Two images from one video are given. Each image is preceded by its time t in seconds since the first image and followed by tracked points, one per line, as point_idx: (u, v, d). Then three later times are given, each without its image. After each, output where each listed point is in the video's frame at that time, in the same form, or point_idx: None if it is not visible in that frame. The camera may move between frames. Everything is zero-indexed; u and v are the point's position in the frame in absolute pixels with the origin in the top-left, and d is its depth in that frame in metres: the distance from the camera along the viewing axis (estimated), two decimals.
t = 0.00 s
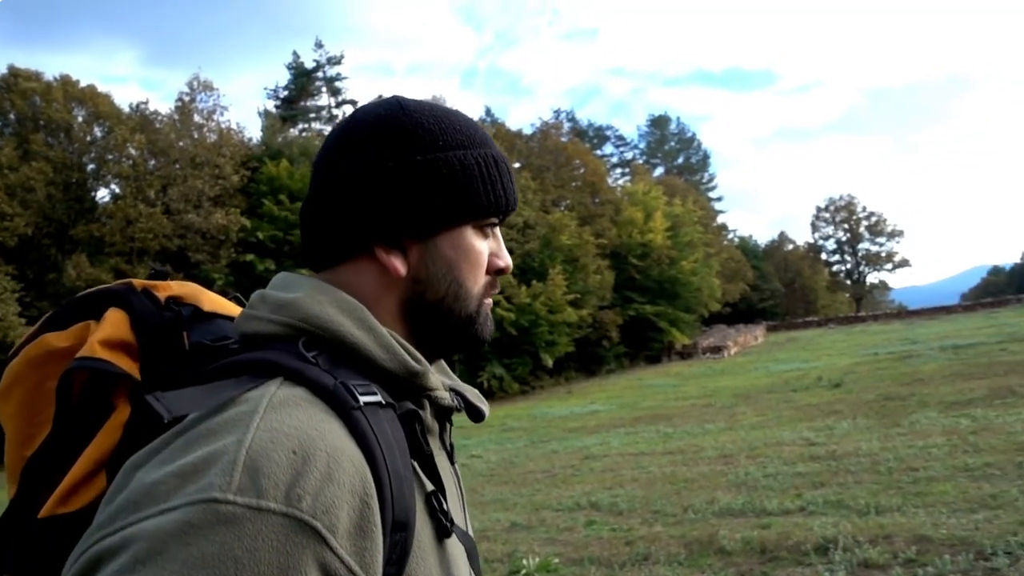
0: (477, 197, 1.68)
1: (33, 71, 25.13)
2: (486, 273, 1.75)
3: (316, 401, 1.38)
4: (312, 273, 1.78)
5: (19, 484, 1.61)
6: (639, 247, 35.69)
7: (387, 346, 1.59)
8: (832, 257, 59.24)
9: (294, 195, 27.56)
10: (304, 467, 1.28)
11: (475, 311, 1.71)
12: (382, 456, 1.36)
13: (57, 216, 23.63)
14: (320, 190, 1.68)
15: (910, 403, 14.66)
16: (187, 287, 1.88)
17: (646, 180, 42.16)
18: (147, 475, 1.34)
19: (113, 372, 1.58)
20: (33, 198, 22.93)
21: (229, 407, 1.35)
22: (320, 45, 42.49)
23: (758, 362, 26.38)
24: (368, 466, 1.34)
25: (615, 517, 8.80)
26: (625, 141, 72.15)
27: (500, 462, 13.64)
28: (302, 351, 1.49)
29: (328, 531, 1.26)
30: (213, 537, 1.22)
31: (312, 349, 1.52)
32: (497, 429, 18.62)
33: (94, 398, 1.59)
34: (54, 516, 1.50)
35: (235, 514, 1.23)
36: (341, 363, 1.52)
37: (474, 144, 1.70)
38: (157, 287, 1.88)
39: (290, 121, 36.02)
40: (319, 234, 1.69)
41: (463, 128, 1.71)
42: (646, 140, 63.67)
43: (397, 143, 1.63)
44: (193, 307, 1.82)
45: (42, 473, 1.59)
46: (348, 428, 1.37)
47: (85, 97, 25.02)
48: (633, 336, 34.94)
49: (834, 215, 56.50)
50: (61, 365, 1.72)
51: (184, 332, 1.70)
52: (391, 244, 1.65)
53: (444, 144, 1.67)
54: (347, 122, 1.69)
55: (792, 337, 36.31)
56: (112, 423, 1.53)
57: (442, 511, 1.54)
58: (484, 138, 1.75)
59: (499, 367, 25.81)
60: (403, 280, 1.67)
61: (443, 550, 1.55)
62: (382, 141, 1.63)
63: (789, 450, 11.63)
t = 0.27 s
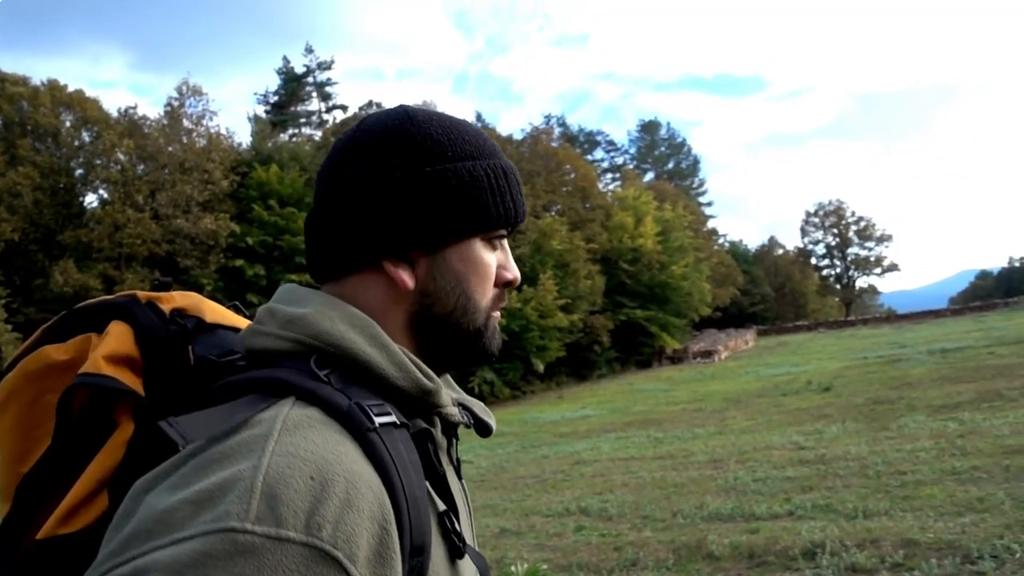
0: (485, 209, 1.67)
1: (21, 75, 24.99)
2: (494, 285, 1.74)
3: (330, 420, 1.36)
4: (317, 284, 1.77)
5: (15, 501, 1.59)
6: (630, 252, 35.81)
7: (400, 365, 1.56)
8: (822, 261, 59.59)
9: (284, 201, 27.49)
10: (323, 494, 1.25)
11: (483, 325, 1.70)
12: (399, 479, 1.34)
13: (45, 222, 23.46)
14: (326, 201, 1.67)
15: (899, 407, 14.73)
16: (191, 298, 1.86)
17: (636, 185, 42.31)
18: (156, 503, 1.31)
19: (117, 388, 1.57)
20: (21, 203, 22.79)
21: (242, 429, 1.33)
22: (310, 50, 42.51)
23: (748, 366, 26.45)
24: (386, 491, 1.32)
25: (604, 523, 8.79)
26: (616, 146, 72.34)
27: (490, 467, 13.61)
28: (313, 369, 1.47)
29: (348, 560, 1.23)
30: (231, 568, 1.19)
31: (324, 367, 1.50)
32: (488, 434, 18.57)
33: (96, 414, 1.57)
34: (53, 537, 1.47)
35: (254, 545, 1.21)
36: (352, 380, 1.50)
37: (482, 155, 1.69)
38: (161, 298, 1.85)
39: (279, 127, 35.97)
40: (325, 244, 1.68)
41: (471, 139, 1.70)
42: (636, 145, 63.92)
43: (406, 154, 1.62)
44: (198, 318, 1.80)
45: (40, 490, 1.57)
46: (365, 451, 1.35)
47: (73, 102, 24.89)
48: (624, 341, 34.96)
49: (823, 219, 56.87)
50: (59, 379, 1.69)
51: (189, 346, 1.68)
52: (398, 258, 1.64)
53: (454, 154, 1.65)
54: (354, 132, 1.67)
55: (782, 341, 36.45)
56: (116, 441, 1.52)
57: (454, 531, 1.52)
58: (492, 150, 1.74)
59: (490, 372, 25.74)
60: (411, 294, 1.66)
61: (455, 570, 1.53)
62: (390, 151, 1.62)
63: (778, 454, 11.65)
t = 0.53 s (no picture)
0: (500, 218, 1.66)
1: (11, 80, 24.86)
2: (507, 295, 1.73)
3: (349, 439, 1.35)
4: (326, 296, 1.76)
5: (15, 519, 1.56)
6: (622, 257, 35.91)
7: (417, 380, 1.55)
8: (814, 266, 59.86)
9: (276, 206, 27.55)
10: (348, 517, 1.24)
11: (496, 337, 1.69)
12: (421, 498, 1.33)
13: (35, 227, 23.32)
14: (337, 209, 1.66)
15: (890, 411, 14.79)
16: (197, 309, 1.83)
17: (629, 191, 42.42)
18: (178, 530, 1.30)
19: (126, 404, 1.54)
20: (10, 208, 22.65)
21: (260, 451, 1.32)
22: (303, 55, 42.52)
23: (740, 371, 26.52)
24: (409, 513, 1.31)
25: (595, 528, 8.79)
26: (608, 151, 72.54)
27: (483, 473, 13.58)
28: (330, 386, 1.45)
29: None
30: None
31: (341, 383, 1.48)
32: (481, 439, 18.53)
33: (102, 431, 1.54)
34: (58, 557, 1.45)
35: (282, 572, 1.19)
36: (369, 396, 1.49)
37: (496, 163, 1.68)
38: (169, 310, 1.82)
39: (272, 132, 35.93)
40: (336, 253, 1.67)
41: (485, 147, 1.69)
42: (629, 150, 64.16)
43: (419, 163, 1.61)
44: (206, 330, 1.78)
45: (42, 510, 1.54)
46: (387, 473, 1.33)
47: (64, 107, 24.74)
48: (617, 346, 34.99)
49: (815, 224, 57.16)
50: (63, 395, 1.66)
51: (199, 359, 1.66)
52: (412, 268, 1.63)
53: (468, 163, 1.65)
54: (366, 140, 1.67)
55: (774, 346, 36.58)
56: (123, 460, 1.51)
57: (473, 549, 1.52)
58: (506, 157, 1.72)
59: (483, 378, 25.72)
60: (423, 305, 1.65)
61: None
62: (403, 160, 1.61)
63: (770, 459, 11.67)
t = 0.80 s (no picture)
0: (519, 223, 1.65)
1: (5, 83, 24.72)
2: (523, 300, 1.72)
3: (373, 452, 1.34)
4: (338, 301, 1.76)
5: (22, 534, 1.55)
6: (617, 262, 35.91)
7: (437, 391, 1.54)
8: (808, 271, 60.02)
9: (269, 210, 27.64)
10: (378, 535, 1.24)
11: (512, 343, 1.68)
12: (447, 513, 1.33)
13: (27, 230, 23.22)
14: (353, 212, 1.66)
15: (883, 416, 14.83)
16: (207, 315, 1.82)
17: (623, 196, 42.48)
18: (203, 549, 1.30)
19: (138, 416, 1.53)
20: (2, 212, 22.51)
21: (283, 467, 1.31)
22: (298, 59, 42.53)
23: (734, 376, 26.53)
24: (435, 528, 1.31)
25: (587, 534, 8.78)
26: (603, 156, 72.68)
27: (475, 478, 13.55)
28: (350, 396, 1.45)
29: None
30: None
31: (362, 393, 1.47)
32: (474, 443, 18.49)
33: (113, 443, 1.52)
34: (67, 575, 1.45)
35: None
36: (388, 406, 1.48)
37: (515, 168, 1.68)
38: (179, 317, 1.81)
39: (266, 136, 35.90)
40: (350, 257, 1.67)
41: (503, 150, 1.69)
42: (624, 155, 64.26)
43: (438, 168, 1.61)
44: (217, 336, 1.76)
45: (51, 525, 1.54)
46: (412, 487, 1.33)
47: (57, 110, 24.59)
48: (611, 351, 34.99)
49: (809, 230, 57.37)
50: (71, 406, 1.65)
51: (212, 369, 1.65)
52: (430, 273, 1.62)
53: (485, 166, 1.64)
54: (384, 141, 1.66)
55: (769, 351, 36.64)
56: (135, 473, 1.50)
57: (491, 560, 1.51)
58: (524, 161, 1.72)
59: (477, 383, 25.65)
60: (440, 311, 1.64)
61: None
62: (421, 164, 1.61)
63: (762, 465, 11.67)
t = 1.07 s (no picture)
0: (540, 222, 1.66)
1: None
2: (541, 300, 1.72)
3: (395, 457, 1.36)
4: (353, 299, 1.76)
5: (33, 539, 1.53)
6: (611, 267, 35.99)
7: (456, 394, 1.55)
8: (802, 277, 60.24)
9: (263, 214, 27.65)
10: (408, 544, 1.26)
11: (531, 344, 1.68)
12: (471, 520, 1.36)
13: (19, 234, 23.09)
14: (371, 212, 1.66)
15: (875, 422, 14.88)
16: (219, 316, 1.81)
17: (618, 201, 42.56)
18: (228, 556, 1.30)
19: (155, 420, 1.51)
20: None
21: (307, 473, 1.32)
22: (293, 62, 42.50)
23: (728, 382, 26.56)
24: (460, 534, 1.34)
25: (578, 541, 8.76)
26: (598, 162, 72.87)
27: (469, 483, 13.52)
28: (371, 400, 1.45)
29: None
30: None
31: (383, 396, 1.48)
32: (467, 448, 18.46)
33: (127, 447, 1.50)
34: None
35: None
36: (408, 408, 1.50)
37: (536, 166, 1.69)
38: (191, 318, 1.80)
39: (260, 140, 35.85)
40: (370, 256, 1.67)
41: (524, 149, 1.69)
42: (619, 161, 64.42)
43: (459, 166, 1.62)
44: (231, 338, 1.76)
45: (62, 530, 1.52)
46: (436, 494, 1.35)
47: (50, 113, 24.49)
48: (605, 356, 34.99)
49: (803, 236, 57.63)
50: (83, 409, 1.62)
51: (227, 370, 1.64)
52: (449, 272, 1.62)
53: (508, 164, 1.65)
54: (403, 138, 1.66)
55: (763, 357, 36.72)
56: (146, 478, 1.49)
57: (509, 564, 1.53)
58: (545, 160, 1.73)
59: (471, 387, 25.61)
60: (460, 310, 1.64)
61: None
62: (442, 161, 1.62)
63: (754, 471, 11.69)
